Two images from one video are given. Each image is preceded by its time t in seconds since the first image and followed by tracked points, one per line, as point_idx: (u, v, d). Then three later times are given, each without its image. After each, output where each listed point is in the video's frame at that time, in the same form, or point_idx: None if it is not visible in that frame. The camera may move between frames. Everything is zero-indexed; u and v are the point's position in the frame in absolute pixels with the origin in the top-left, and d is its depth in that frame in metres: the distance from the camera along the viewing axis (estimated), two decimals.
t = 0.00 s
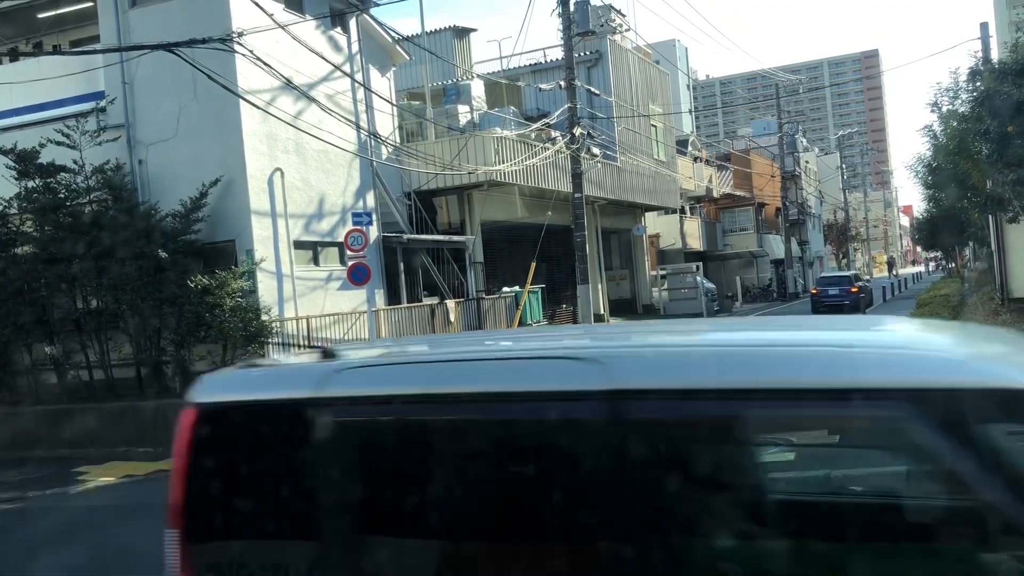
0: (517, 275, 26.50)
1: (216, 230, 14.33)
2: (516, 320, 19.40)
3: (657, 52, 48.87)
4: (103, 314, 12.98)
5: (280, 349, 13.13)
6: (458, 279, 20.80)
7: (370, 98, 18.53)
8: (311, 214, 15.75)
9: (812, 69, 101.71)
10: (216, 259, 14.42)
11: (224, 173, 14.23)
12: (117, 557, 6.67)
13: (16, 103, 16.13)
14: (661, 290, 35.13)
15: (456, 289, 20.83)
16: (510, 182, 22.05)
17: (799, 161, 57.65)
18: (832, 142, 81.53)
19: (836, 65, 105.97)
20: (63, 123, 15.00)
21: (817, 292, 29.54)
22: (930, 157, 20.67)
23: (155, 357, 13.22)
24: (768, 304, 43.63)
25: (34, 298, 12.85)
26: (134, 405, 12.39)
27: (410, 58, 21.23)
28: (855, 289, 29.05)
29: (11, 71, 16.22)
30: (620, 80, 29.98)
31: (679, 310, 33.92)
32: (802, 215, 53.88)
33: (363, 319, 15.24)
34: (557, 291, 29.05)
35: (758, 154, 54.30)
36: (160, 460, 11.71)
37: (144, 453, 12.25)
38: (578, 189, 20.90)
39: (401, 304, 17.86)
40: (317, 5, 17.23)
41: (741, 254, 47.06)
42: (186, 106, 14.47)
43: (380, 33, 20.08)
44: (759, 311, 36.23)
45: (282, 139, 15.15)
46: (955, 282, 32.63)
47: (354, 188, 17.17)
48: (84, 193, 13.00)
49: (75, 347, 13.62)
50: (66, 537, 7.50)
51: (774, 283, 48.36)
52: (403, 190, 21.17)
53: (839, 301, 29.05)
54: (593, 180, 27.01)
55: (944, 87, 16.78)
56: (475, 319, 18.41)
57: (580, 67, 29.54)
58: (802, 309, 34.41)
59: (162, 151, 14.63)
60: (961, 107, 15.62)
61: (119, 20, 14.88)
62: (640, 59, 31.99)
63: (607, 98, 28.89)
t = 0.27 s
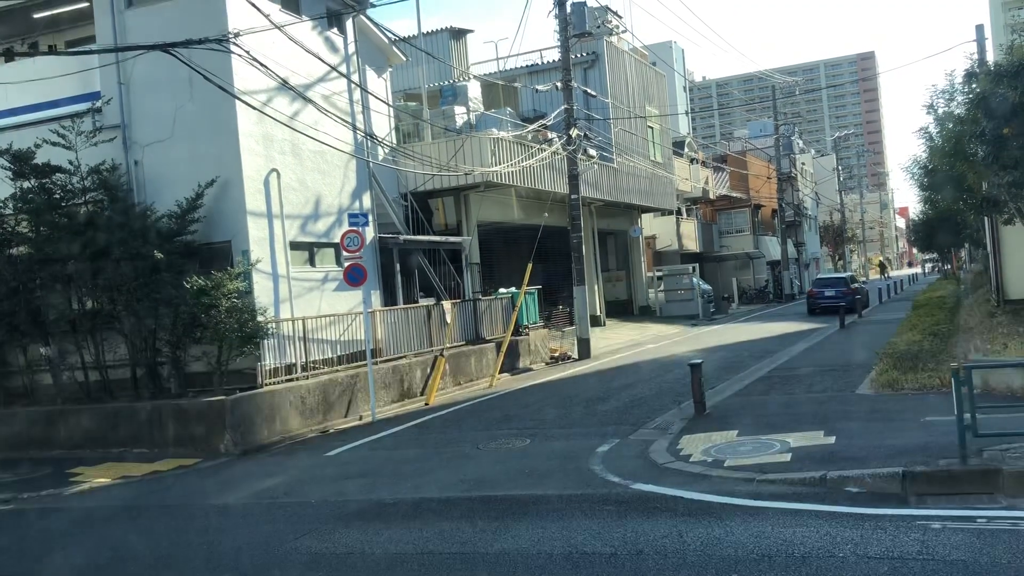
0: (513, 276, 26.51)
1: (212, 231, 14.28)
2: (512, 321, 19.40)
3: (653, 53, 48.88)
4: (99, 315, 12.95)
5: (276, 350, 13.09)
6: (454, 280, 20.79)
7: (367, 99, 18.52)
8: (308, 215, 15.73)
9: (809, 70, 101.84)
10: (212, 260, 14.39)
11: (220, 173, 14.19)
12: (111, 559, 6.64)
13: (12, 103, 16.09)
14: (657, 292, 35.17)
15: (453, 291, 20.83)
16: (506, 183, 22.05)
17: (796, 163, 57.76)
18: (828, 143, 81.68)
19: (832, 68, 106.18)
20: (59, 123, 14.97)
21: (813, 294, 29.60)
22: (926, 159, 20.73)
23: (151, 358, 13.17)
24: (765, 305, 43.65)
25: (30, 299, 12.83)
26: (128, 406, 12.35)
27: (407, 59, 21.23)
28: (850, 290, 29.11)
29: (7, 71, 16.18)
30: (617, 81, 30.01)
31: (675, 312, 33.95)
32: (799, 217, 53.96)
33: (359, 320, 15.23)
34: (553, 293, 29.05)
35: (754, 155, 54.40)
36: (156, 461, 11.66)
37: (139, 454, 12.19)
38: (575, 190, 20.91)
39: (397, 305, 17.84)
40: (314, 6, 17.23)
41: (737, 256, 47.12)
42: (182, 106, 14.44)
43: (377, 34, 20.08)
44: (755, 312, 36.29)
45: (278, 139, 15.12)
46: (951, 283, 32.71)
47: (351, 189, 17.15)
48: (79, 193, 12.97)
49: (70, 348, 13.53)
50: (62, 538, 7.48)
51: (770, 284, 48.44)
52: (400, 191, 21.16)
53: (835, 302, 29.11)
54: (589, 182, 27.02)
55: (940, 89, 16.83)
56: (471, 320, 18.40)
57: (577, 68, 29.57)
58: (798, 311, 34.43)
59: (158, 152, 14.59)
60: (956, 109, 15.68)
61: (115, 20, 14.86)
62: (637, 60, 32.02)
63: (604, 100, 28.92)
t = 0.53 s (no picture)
0: (511, 277, 26.52)
1: (209, 232, 14.27)
2: (510, 323, 19.40)
3: (650, 55, 48.94)
4: (96, 317, 12.92)
5: (273, 351, 13.07)
6: (452, 282, 20.80)
7: (364, 101, 18.52)
8: (305, 217, 15.72)
9: (805, 73, 102.00)
10: (210, 262, 14.37)
11: (217, 175, 14.17)
12: (108, 561, 6.63)
13: (9, 105, 16.08)
14: (655, 294, 35.20)
15: (450, 293, 20.83)
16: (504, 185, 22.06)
17: (793, 165, 57.86)
18: (825, 146, 81.83)
19: (829, 70, 106.37)
20: (56, 125, 14.96)
21: (810, 296, 29.64)
22: (923, 162, 20.77)
23: (148, 360, 13.15)
24: (762, 307, 43.72)
25: (26, 301, 12.79)
26: (125, 408, 12.33)
27: (404, 61, 21.26)
28: (847, 292, 29.14)
29: (4, 72, 16.16)
30: (614, 83, 30.05)
31: (672, 314, 33.98)
32: (796, 219, 54.03)
33: (357, 321, 15.22)
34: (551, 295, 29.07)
35: (751, 158, 54.47)
36: (153, 463, 11.64)
37: (136, 456, 12.16)
38: (572, 192, 20.92)
39: (395, 307, 17.84)
40: (311, 8, 17.23)
41: (734, 258, 47.16)
42: (180, 108, 14.43)
43: (375, 36, 20.09)
44: (752, 315, 36.33)
45: (276, 141, 15.11)
46: (948, 286, 32.77)
47: (348, 191, 17.15)
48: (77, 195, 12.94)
49: (67, 350, 13.49)
50: (58, 540, 7.48)
51: (767, 286, 48.50)
52: (397, 193, 21.16)
53: (832, 304, 29.14)
54: (587, 183, 27.05)
55: (937, 92, 16.88)
56: (469, 321, 18.40)
57: (574, 70, 29.60)
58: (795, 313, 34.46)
59: (155, 153, 14.58)
60: (953, 112, 15.73)
61: (113, 22, 14.86)
62: (634, 63, 32.07)
63: (601, 102, 28.94)
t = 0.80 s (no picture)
0: (508, 280, 26.52)
1: (207, 234, 14.25)
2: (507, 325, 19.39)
3: (648, 58, 48.99)
4: (92, 319, 12.90)
5: (270, 354, 13.05)
6: (449, 284, 20.80)
7: (362, 103, 18.53)
8: (302, 219, 15.71)
9: (803, 75, 102.14)
10: (207, 264, 14.35)
11: (215, 178, 14.16)
12: (104, 564, 6.61)
13: (6, 107, 16.06)
14: (652, 296, 35.22)
15: (447, 295, 20.83)
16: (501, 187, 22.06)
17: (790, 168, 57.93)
18: (822, 149, 81.95)
19: (826, 73, 106.54)
20: (53, 127, 14.94)
21: (807, 298, 29.67)
22: (920, 165, 20.82)
23: (145, 362, 13.13)
24: (759, 310, 43.74)
25: (23, 303, 12.76)
26: (122, 410, 12.31)
27: (402, 64, 21.26)
28: (844, 295, 29.18)
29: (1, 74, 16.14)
30: (612, 86, 30.07)
31: (670, 316, 33.99)
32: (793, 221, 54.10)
33: (354, 324, 15.20)
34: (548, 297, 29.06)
35: (748, 160, 54.55)
36: (149, 466, 11.61)
37: (133, 458, 12.13)
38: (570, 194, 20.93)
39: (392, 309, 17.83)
40: (309, 11, 17.24)
41: (732, 261, 47.19)
42: (177, 110, 14.42)
43: (373, 38, 20.10)
44: (749, 317, 36.37)
45: (273, 143, 15.10)
46: (945, 288, 32.82)
47: (345, 194, 17.14)
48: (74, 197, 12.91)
49: (63, 352, 13.47)
50: (54, 543, 7.45)
51: (765, 289, 48.54)
52: (395, 195, 21.15)
53: (829, 307, 29.17)
54: (584, 186, 27.07)
55: (934, 95, 16.93)
56: (466, 324, 18.38)
57: (572, 73, 29.62)
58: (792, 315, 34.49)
59: (153, 155, 14.58)
60: (950, 115, 15.77)
61: (110, 24, 14.85)
62: (632, 66, 32.10)
63: (599, 104, 28.97)
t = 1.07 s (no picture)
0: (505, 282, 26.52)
1: (204, 237, 14.24)
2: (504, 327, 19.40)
3: (644, 60, 49.04)
4: (89, 322, 12.88)
5: (267, 356, 13.03)
6: (446, 286, 20.81)
7: (359, 106, 18.53)
8: (300, 221, 15.70)
9: (799, 78, 102.35)
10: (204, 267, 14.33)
11: (212, 180, 14.16)
12: (101, 567, 6.60)
13: (4, 109, 16.03)
14: (649, 299, 35.26)
15: (445, 298, 20.84)
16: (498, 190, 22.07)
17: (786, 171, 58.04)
18: (819, 151, 82.12)
19: (822, 76, 106.75)
20: (50, 129, 14.93)
21: (804, 301, 29.72)
22: (916, 168, 20.88)
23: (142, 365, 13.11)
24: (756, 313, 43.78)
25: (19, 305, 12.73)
26: (119, 413, 12.28)
27: (399, 67, 21.27)
28: (841, 297, 29.23)
29: None
30: (609, 88, 30.11)
31: (667, 318, 34.02)
32: (789, 224, 54.20)
33: (351, 327, 15.20)
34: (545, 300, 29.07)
35: (745, 163, 54.63)
36: (146, 469, 11.58)
37: (130, 461, 12.11)
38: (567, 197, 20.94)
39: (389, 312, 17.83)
40: (306, 14, 17.24)
41: (728, 263, 47.24)
42: (174, 113, 14.41)
43: (370, 41, 20.12)
44: (746, 320, 36.40)
45: (270, 146, 15.10)
46: (941, 291, 32.89)
47: (342, 196, 17.15)
48: (71, 200, 12.87)
49: (60, 355, 13.44)
50: (50, 546, 7.44)
51: (761, 291, 48.60)
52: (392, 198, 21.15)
53: (825, 309, 29.22)
54: (581, 189, 27.09)
55: (930, 99, 16.99)
56: (463, 326, 18.39)
57: (569, 75, 29.65)
58: (789, 318, 34.54)
59: (150, 158, 14.57)
60: (946, 118, 15.82)
61: (107, 27, 14.86)
62: (629, 68, 32.14)
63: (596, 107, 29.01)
